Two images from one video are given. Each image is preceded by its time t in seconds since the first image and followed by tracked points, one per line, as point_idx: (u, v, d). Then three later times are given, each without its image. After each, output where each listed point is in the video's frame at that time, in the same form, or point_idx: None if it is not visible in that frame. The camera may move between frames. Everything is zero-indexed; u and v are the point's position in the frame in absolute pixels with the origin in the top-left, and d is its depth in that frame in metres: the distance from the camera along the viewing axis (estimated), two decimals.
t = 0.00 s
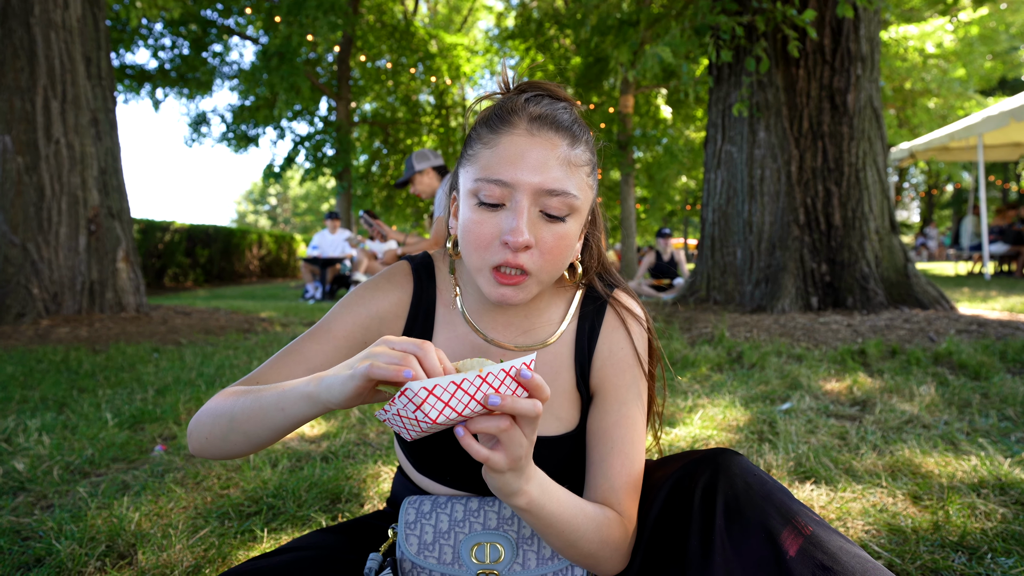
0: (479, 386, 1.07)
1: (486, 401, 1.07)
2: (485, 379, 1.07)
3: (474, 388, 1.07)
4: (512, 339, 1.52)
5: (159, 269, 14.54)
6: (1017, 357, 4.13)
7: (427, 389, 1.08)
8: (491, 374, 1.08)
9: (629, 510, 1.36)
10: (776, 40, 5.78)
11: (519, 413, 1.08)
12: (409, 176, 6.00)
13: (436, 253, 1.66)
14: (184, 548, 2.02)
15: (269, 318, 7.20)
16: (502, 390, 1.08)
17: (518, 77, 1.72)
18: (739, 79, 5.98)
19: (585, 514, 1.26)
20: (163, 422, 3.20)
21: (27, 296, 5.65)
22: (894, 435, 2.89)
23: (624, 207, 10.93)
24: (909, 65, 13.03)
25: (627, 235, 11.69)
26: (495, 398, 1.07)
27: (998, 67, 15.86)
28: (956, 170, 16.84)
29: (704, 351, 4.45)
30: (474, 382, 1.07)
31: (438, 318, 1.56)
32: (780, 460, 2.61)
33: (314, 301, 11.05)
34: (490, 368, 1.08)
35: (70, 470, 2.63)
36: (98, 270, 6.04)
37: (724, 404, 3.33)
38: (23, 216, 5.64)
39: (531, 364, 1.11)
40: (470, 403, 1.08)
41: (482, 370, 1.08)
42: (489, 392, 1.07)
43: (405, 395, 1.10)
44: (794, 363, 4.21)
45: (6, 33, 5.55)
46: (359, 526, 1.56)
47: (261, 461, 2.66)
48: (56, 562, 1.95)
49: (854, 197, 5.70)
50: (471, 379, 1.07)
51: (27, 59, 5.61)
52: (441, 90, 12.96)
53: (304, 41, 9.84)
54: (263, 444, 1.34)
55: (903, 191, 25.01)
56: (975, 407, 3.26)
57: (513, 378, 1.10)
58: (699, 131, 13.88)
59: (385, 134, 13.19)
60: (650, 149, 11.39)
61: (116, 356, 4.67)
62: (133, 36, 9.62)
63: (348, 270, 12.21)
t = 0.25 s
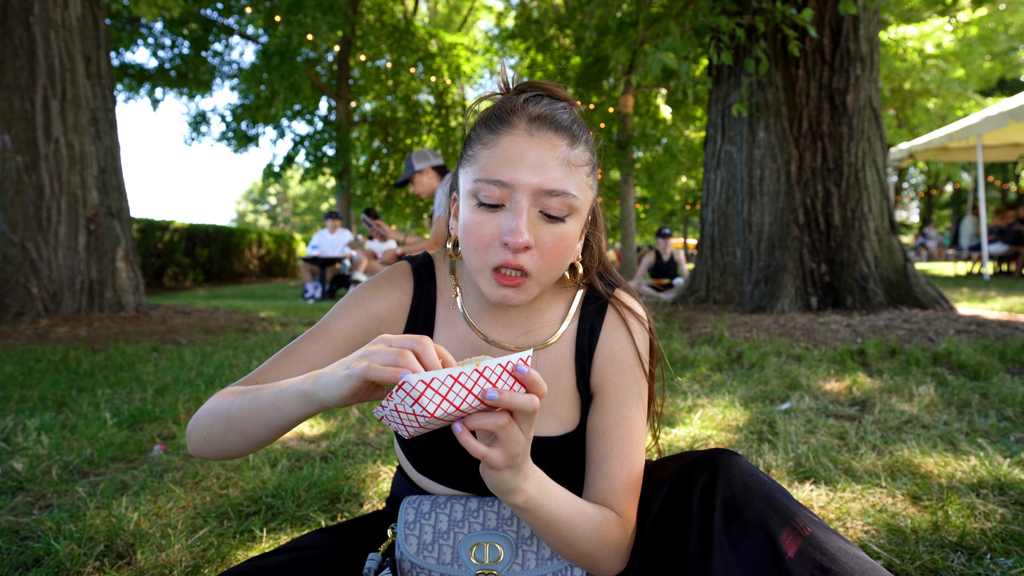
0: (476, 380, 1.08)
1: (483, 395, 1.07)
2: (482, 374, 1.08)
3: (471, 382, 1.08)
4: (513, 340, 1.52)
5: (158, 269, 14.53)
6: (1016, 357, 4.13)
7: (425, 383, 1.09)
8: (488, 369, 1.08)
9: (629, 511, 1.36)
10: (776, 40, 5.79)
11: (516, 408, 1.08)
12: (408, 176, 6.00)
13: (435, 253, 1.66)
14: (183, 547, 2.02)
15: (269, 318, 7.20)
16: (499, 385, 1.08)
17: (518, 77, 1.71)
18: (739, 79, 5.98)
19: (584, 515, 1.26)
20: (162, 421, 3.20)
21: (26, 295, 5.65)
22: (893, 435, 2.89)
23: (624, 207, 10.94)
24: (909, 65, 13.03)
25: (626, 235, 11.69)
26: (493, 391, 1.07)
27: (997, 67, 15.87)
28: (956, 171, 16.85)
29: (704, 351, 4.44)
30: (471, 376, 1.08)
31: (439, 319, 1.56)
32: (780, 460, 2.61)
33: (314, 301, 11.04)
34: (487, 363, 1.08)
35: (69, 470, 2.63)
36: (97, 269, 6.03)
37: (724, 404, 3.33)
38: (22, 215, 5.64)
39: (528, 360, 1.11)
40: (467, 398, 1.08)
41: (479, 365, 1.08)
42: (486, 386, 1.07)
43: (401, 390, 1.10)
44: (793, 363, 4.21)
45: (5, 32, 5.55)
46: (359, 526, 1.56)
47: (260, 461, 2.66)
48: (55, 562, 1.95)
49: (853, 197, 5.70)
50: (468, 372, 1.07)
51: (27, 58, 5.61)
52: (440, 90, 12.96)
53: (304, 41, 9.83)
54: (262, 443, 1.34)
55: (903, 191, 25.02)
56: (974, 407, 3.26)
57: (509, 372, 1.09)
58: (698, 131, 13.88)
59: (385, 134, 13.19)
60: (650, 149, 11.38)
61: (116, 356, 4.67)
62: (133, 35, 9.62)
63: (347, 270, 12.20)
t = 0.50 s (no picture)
0: (468, 392, 1.07)
1: (476, 407, 1.08)
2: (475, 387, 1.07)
3: (462, 395, 1.07)
4: (512, 345, 1.52)
5: (158, 273, 14.54)
6: (1017, 361, 4.13)
7: (414, 397, 1.07)
8: (482, 380, 1.08)
9: (630, 517, 1.36)
10: (775, 45, 5.80)
11: (509, 419, 1.09)
12: (408, 180, 6.00)
13: (436, 258, 1.67)
14: (183, 553, 2.02)
15: (269, 322, 7.20)
16: (491, 395, 1.08)
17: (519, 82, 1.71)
18: (738, 84, 5.99)
19: (584, 521, 1.25)
20: (162, 426, 3.20)
21: (26, 300, 5.65)
22: (894, 439, 2.89)
23: (624, 212, 10.94)
24: (908, 69, 13.05)
25: (626, 239, 11.69)
26: (484, 403, 1.07)
27: (996, 71, 15.89)
28: (956, 175, 16.86)
29: (704, 356, 4.44)
30: (462, 389, 1.07)
31: (439, 324, 1.56)
32: (780, 465, 2.61)
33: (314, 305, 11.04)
34: (479, 375, 1.08)
35: (69, 475, 2.63)
36: (98, 273, 6.04)
37: (724, 408, 3.32)
38: (23, 220, 5.64)
39: (520, 369, 1.11)
40: (458, 409, 1.08)
41: (471, 378, 1.07)
42: (478, 398, 1.08)
43: (391, 403, 1.09)
44: (794, 368, 4.21)
45: (7, 38, 5.56)
46: (359, 532, 1.55)
47: (260, 466, 2.65)
48: (54, 568, 1.95)
49: (853, 201, 5.70)
50: (460, 386, 1.07)
51: (28, 63, 5.62)
52: (441, 95, 12.98)
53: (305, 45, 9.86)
54: (262, 433, 1.33)
55: (902, 194, 25.04)
56: (975, 411, 3.26)
57: (503, 383, 1.09)
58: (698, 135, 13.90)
59: (385, 138, 13.21)
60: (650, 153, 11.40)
61: (116, 360, 4.67)
62: (134, 40, 9.64)
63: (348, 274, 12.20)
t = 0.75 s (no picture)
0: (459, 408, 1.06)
1: (466, 421, 1.07)
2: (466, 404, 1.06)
3: (452, 411, 1.06)
4: (513, 346, 1.52)
5: (158, 275, 14.54)
6: (1016, 363, 4.13)
7: (403, 410, 1.07)
8: (473, 397, 1.06)
9: (630, 519, 1.35)
10: (774, 48, 5.82)
11: (499, 437, 1.08)
12: (408, 183, 6.00)
13: (437, 260, 1.67)
14: (183, 556, 2.02)
15: (268, 325, 7.20)
16: (483, 412, 1.07)
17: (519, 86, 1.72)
18: (737, 87, 6.01)
19: (584, 524, 1.26)
20: (161, 429, 3.20)
21: (26, 303, 5.64)
22: (894, 442, 2.89)
23: (623, 214, 10.95)
24: (907, 72, 13.07)
25: (626, 241, 11.69)
26: (474, 420, 1.07)
27: (995, 74, 15.92)
28: (955, 177, 16.88)
29: (704, 358, 4.44)
30: (453, 405, 1.06)
31: (439, 327, 1.56)
32: (780, 467, 2.61)
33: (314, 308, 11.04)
34: (471, 392, 1.06)
35: (68, 478, 2.63)
36: (97, 276, 6.03)
37: (724, 411, 3.32)
38: (23, 223, 5.64)
39: (518, 389, 1.08)
40: (448, 424, 1.07)
41: (462, 395, 1.06)
42: (469, 414, 1.07)
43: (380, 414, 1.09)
44: (794, 370, 4.21)
45: (7, 41, 5.57)
46: (359, 535, 1.55)
47: (260, 469, 2.65)
48: (53, 572, 1.95)
49: (852, 204, 5.71)
50: (450, 402, 1.05)
51: (28, 66, 5.63)
52: (440, 97, 13.01)
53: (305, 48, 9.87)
54: (260, 429, 1.34)
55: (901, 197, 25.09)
56: (975, 413, 3.26)
57: (498, 401, 1.07)
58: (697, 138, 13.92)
59: (385, 141, 13.24)
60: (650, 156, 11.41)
61: (115, 363, 4.67)
62: (134, 43, 9.66)
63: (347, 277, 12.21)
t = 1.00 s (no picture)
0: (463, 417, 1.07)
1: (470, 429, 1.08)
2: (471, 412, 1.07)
3: (456, 419, 1.07)
4: (513, 348, 1.52)
5: (157, 278, 14.54)
6: (1015, 365, 4.13)
7: (406, 417, 1.09)
8: (477, 407, 1.07)
9: (630, 521, 1.35)
10: (773, 50, 5.83)
11: (504, 445, 1.08)
12: (408, 186, 6.00)
13: (438, 261, 1.67)
14: (182, 559, 2.02)
15: (268, 327, 7.19)
16: (489, 420, 1.08)
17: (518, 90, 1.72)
18: (736, 89, 6.02)
19: (588, 528, 1.25)
20: (161, 432, 3.19)
21: (25, 306, 5.64)
22: (894, 443, 2.89)
23: (623, 216, 10.95)
24: (906, 74, 13.08)
25: (625, 243, 11.70)
26: (478, 428, 1.08)
27: (993, 75, 15.94)
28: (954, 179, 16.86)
29: (704, 360, 4.44)
30: (457, 413, 1.07)
31: (440, 327, 1.57)
32: (780, 469, 2.61)
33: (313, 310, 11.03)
34: (477, 401, 1.06)
35: (67, 482, 2.62)
36: (96, 279, 6.03)
37: (724, 413, 3.32)
38: (22, 225, 5.64)
39: (525, 398, 1.09)
40: (453, 430, 1.09)
41: (468, 404, 1.06)
42: (474, 422, 1.08)
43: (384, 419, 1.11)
44: (793, 372, 4.21)
45: (6, 44, 5.57)
46: (359, 537, 1.56)
47: (259, 472, 2.64)
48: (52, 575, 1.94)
49: (851, 205, 5.72)
50: (454, 411, 1.06)
51: (28, 69, 5.63)
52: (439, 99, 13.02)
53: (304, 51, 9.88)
54: (260, 426, 1.34)
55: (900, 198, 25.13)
56: (975, 415, 3.25)
57: (504, 410, 1.08)
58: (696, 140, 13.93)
59: (384, 144, 13.24)
60: (649, 158, 11.43)
61: (114, 366, 4.66)
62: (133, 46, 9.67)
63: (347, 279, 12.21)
